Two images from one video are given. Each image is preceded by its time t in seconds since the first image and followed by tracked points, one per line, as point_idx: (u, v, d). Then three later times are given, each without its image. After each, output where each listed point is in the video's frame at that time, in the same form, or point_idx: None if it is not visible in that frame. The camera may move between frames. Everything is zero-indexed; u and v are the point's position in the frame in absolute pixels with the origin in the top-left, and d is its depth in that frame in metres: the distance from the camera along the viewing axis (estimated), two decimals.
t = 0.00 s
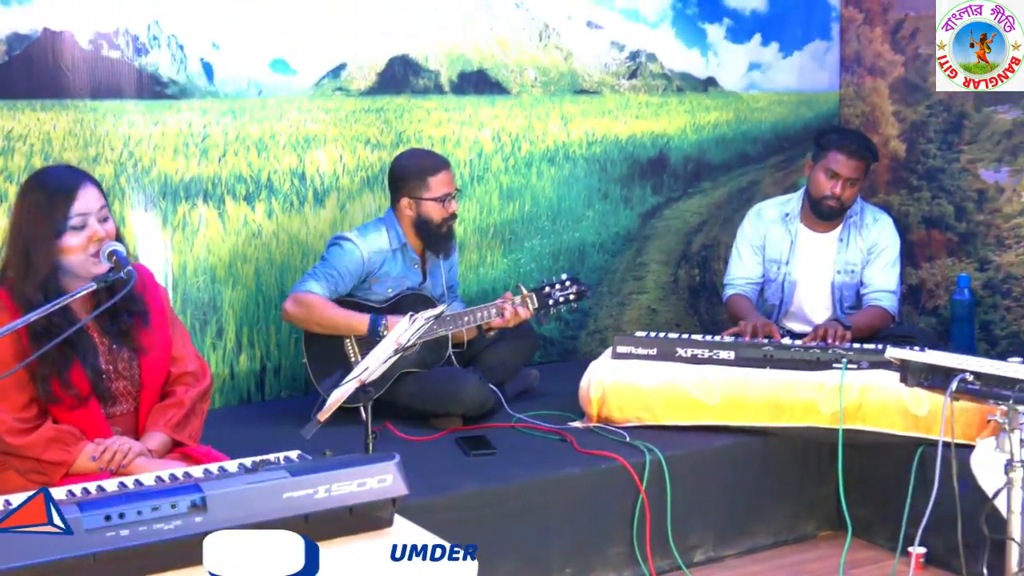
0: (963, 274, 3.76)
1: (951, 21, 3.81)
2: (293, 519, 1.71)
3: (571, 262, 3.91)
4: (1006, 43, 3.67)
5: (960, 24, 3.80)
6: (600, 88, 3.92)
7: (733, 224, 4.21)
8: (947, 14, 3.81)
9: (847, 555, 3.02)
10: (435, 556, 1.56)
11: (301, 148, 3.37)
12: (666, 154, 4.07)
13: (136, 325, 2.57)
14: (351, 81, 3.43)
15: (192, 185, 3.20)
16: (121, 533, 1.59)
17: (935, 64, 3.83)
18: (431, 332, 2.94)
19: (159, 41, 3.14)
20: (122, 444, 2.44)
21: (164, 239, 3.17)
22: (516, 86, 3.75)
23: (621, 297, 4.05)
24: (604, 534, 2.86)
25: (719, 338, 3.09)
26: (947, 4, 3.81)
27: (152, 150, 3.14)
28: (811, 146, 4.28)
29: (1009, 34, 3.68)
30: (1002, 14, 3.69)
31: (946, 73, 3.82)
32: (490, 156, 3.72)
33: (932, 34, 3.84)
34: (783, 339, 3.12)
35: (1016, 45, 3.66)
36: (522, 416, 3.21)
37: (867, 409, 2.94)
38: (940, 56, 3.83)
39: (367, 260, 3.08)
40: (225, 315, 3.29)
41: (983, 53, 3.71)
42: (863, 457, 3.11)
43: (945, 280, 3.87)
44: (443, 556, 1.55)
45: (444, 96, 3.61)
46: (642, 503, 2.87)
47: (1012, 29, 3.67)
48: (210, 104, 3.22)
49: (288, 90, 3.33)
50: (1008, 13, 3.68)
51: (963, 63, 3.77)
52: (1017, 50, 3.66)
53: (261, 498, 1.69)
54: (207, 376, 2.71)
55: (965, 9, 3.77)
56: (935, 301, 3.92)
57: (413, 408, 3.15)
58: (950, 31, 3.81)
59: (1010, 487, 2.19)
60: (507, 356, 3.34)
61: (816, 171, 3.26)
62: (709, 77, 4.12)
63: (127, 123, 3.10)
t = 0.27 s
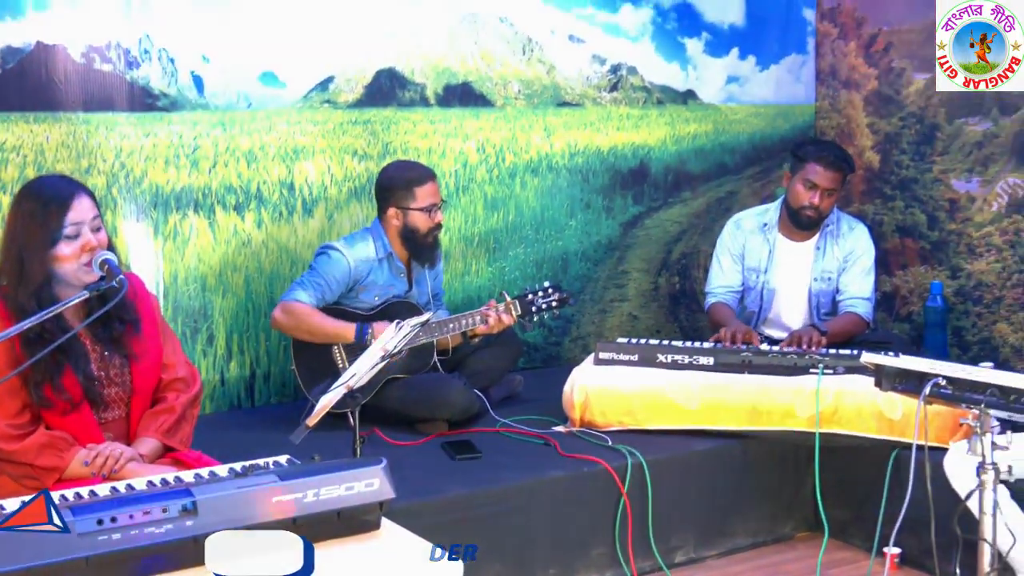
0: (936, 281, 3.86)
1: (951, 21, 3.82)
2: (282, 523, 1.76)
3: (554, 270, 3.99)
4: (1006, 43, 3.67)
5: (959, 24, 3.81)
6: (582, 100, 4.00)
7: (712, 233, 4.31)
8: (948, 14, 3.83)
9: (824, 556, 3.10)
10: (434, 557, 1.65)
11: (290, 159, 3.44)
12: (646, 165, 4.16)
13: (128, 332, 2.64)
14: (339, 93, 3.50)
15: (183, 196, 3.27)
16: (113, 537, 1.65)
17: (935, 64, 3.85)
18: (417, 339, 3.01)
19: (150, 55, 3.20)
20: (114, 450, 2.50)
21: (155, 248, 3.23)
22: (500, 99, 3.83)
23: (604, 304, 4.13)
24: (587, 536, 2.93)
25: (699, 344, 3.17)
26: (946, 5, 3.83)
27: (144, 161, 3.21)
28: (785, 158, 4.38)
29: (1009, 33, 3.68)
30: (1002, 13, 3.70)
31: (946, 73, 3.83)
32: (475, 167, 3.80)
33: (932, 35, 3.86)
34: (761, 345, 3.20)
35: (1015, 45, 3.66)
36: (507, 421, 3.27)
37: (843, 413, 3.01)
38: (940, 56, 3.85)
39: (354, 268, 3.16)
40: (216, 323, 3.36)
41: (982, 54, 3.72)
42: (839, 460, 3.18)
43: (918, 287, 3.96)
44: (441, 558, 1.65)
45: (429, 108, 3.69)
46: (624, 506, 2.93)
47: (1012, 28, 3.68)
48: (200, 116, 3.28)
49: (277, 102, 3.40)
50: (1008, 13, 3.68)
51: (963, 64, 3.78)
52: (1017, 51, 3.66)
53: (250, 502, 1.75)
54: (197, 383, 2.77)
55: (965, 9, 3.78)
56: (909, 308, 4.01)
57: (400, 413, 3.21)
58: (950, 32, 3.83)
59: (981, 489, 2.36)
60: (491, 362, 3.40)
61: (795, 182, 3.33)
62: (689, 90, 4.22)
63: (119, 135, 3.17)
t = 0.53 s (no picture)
0: (917, 287, 3.93)
1: (951, 22, 3.80)
2: (278, 523, 1.82)
3: (544, 276, 4.06)
4: (1006, 43, 3.66)
5: (959, 25, 3.79)
6: (571, 109, 4.07)
7: (699, 239, 4.39)
8: (947, 14, 3.81)
9: (809, 556, 3.16)
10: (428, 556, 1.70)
11: (285, 167, 3.50)
12: (635, 173, 4.23)
13: (125, 337, 2.71)
14: (333, 103, 3.57)
15: (180, 204, 3.33)
16: (111, 539, 1.69)
17: (935, 65, 3.84)
18: (411, 343, 3.07)
19: (147, 65, 3.26)
20: (111, 453, 2.56)
21: (152, 255, 3.29)
22: (491, 108, 3.90)
23: (593, 309, 4.20)
24: (577, 537, 2.99)
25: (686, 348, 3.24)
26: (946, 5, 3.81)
27: (141, 169, 3.26)
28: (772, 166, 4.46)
29: (1010, 33, 3.66)
30: (1002, 14, 3.69)
31: (946, 74, 3.83)
32: (466, 175, 3.86)
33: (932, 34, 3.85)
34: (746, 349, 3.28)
35: (1015, 45, 3.65)
36: (499, 424, 3.34)
37: (827, 415, 3.09)
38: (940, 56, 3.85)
39: (348, 274, 3.21)
40: (212, 328, 3.41)
41: (982, 54, 3.71)
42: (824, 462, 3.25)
43: (900, 292, 4.03)
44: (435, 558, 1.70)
45: (422, 118, 3.75)
46: (613, 507, 2.99)
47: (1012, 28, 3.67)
48: (197, 125, 3.34)
49: (273, 111, 3.47)
50: (1008, 13, 3.67)
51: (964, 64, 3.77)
52: (1016, 51, 3.65)
53: (247, 502, 1.79)
54: (193, 388, 2.84)
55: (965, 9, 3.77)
56: (891, 313, 4.09)
57: (394, 416, 3.28)
58: (950, 32, 3.81)
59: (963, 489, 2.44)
60: (482, 367, 3.46)
61: (781, 190, 3.40)
62: (676, 100, 4.29)
63: (117, 143, 3.22)
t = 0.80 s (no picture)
0: (900, 292, 4.01)
1: (951, 22, 3.82)
2: (276, 523, 1.89)
3: (536, 281, 4.14)
4: (1006, 43, 3.68)
5: (959, 25, 3.81)
6: (562, 119, 4.15)
7: (687, 245, 4.47)
8: (948, 14, 3.83)
9: (795, 554, 3.24)
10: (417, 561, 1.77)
11: (282, 175, 3.57)
12: (624, 180, 4.32)
13: (125, 341, 2.78)
14: (330, 112, 3.65)
15: (179, 211, 3.40)
16: (112, 538, 1.76)
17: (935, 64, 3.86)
18: (405, 347, 3.15)
19: (148, 75, 3.33)
20: (113, 455, 2.63)
21: (153, 261, 3.36)
22: (485, 117, 3.98)
23: (583, 314, 4.28)
24: (569, 536, 3.06)
25: (674, 351, 3.32)
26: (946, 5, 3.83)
27: (142, 177, 3.33)
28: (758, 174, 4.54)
29: (1009, 33, 3.69)
30: (1002, 14, 3.70)
31: (946, 73, 3.85)
32: (460, 182, 3.94)
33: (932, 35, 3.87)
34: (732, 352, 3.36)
35: (1016, 46, 3.67)
36: (492, 427, 3.42)
37: (812, 417, 3.15)
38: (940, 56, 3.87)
39: (344, 279, 3.29)
40: (212, 332, 3.48)
41: (983, 54, 3.73)
42: (809, 462, 3.33)
43: (882, 297, 4.12)
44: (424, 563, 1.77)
45: (417, 127, 3.83)
46: (603, 507, 3.07)
47: (1012, 28, 3.69)
48: (197, 134, 3.42)
49: (271, 120, 3.54)
50: (1008, 13, 3.69)
51: (963, 64, 3.79)
52: (1017, 51, 3.67)
53: (245, 503, 1.86)
54: (193, 392, 2.91)
55: (965, 9, 3.79)
56: (874, 317, 4.17)
57: (388, 418, 3.35)
58: (950, 32, 3.83)
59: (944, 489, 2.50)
60: (476, 370, 3.54)
61: (767, 197, 3.47)
62: (664, 109, 4.38)
63: (118, 152, 3.30)
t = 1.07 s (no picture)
0: (887, 294, 4.10)
1: (951, 21, 3.84)
2: (277, 521, 1.94)
3: (531, 284, 4.22)
4: (1006, 43, 3.70)
5: (960, 25, 3.82)
6: (557, 126, 4.23)
7: (679, 249, 4.56)
8: (948, 13, 3.85)
9: (785, 551, 3.32)
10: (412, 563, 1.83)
11: (283, 180, 3.65)
12: (618, 186, 4.40)
13: (130, 343, 2.86)
14: (329, 119, 3.72)
15: (183, 216, 3.48)
16: (117, 536, 1.81)
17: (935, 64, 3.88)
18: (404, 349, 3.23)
19: (152, 83, 3.41)
20: (118, 454, 2.71)
21: (157, 264, 3.44)
22: (481, 124, 4.06)
23: (578, 316, 4.36)
24: (564, 533, 3.13)
25: (667, 352, 3.39)
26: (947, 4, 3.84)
27: (146, 183, 3.41)
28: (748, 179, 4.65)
29: (1009, 34, 3.70)
30: (1002, 14, 3.73)
31: (946, 73, 3.86)
32: (457, 188, 4.03)
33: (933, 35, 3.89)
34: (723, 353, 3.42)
35: (1015, 45, 3.69)
36: (489, 427, 3.49)
37: (801, 417, 3.22)
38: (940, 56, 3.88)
39: (344, 283, 3.36)
40: (214, 334, 3.56)
41: (983, 54, 3.75)
42: (798, 461, 3.41)
43: (870, 300, 4.21)
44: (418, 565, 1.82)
45: (415, 134, 3.92)
46: (597, 505, 3.14)
47: (1012, 28, 3.71)
48: (200, 141, 3.49)
49: (272, 127, 3.62)
50: (1008, 13, 3.71)
51: (963, 64, 3.81)
52: (1017, 51, 3.69)
53: (247, 501, 1.92)
54: (196, 392, 2.99)
55: (965, 9, 3.80)
56: (861, 319, 4.27)
57: (387, 418, 3.42)
58: (950, 31, 3.85)
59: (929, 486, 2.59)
60: (473, 371, 3.61)
61: (756, 202, 3.57)
62: (657, 116, 4.46)
63: (123, 158, 3.37)
